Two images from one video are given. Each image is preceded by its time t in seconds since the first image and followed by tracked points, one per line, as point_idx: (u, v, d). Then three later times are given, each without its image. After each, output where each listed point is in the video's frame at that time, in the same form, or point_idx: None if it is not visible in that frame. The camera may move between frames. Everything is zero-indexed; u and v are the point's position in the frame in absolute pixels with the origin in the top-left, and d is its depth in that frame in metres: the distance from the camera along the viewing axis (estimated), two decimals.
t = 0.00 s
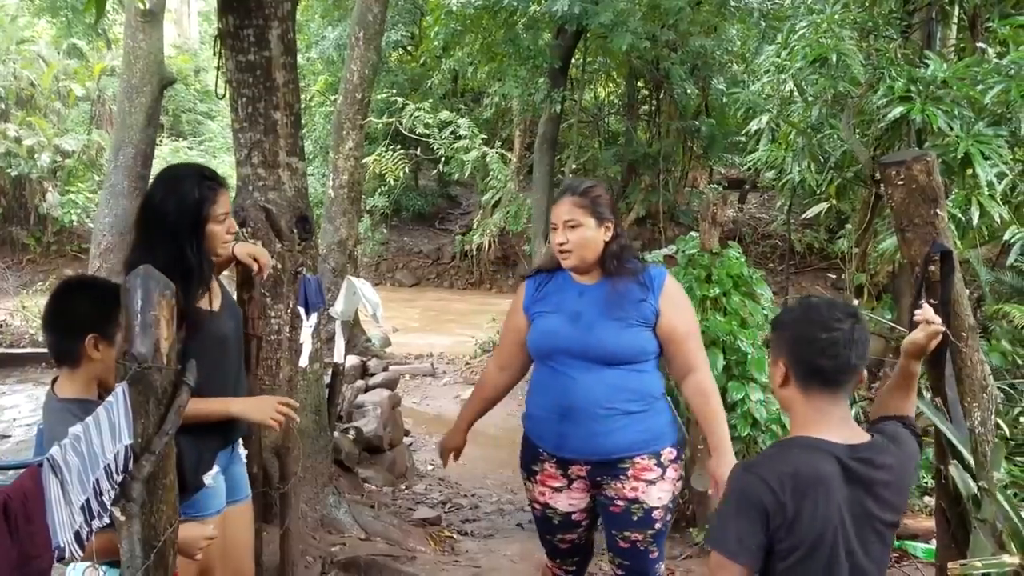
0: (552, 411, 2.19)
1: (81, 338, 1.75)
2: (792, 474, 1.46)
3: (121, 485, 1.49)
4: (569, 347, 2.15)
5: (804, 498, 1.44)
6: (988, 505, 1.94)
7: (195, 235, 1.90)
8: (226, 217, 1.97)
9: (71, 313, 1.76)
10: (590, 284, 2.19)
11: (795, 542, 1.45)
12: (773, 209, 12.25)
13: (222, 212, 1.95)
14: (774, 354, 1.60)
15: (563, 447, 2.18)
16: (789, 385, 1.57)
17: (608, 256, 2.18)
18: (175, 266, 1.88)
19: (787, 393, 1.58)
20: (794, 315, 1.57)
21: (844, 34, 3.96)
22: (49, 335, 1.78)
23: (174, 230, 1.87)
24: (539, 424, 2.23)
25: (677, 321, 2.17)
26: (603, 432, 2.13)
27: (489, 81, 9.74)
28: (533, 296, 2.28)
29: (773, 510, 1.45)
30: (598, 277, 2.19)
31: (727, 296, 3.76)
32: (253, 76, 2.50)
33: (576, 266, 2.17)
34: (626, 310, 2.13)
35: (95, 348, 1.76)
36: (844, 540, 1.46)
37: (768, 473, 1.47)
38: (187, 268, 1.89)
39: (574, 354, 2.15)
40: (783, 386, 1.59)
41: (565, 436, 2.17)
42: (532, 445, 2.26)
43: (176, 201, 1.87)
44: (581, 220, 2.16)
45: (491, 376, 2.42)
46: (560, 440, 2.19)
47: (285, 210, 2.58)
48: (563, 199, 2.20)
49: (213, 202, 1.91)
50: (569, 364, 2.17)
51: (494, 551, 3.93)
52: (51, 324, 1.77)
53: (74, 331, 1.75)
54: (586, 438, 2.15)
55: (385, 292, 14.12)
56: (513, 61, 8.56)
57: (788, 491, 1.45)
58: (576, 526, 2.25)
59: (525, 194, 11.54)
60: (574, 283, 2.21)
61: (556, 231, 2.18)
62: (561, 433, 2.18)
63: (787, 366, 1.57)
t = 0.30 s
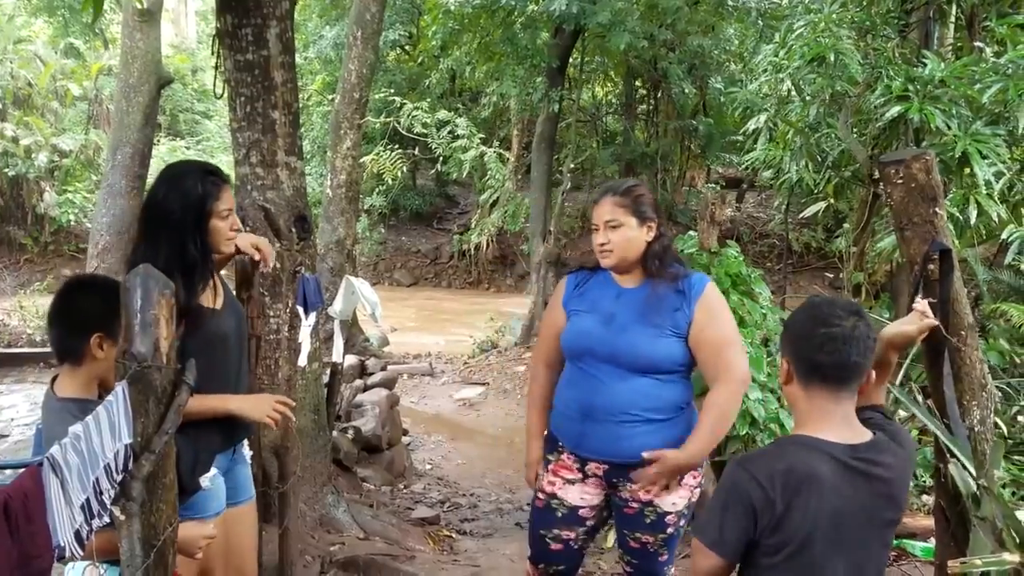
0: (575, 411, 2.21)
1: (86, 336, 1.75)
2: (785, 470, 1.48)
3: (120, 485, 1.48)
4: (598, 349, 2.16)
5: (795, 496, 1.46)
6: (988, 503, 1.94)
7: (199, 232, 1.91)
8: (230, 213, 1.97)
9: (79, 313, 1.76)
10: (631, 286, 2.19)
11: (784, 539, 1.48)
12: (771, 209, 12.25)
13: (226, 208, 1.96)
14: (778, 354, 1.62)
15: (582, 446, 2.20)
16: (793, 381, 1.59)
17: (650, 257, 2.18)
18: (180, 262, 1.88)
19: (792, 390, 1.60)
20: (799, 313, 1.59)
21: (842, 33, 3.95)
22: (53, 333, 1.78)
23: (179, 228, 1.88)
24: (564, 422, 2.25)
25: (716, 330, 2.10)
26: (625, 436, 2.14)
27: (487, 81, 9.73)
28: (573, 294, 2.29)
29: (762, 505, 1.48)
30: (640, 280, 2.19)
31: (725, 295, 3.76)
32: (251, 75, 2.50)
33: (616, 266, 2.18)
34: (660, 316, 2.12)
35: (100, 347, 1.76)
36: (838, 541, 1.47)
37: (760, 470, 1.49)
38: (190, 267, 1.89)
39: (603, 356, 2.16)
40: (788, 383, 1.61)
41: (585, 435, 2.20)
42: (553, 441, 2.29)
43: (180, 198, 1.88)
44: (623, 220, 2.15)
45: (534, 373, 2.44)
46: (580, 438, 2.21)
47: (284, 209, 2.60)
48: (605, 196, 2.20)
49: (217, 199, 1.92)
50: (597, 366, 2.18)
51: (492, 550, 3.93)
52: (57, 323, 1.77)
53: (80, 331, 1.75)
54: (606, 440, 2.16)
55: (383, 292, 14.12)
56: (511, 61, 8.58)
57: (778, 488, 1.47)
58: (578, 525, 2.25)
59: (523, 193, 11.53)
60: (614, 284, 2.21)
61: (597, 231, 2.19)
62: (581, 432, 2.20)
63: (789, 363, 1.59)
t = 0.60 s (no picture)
0: (576, 408, 2.20)
1: (85, 333, 1.75)
2: (782, 470, 1.48)
3: (121, 483, 1.48)
4: (604, 347, 2.15)
5: (792, 495, 1.46)
6: (989, 501, 1.92)
7: (201, 230, 1.91)
8: (232, 212, 1.97)
9: (82, 310, 1.75)
10: (642, 286, 2.19)
11: (781, 538, 1.47)
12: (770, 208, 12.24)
13: (228, 207, 1.96)
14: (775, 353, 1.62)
15: (580, 444, 2.20)
16: (790, 380, 1.59)
17: (671, 259, 2.20)
18: (182, 260, 1.88)
19: (789, 389, 1.60)
20: (796, 312, 1.60)
21: (841, 33, 3.93)
22: (55, 330, 1.78)
23: (182, 227, 1.88)
24: (562, 418, 2.24)
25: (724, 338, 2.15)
26: (626, 436, 2.14)
27: (485, 80, 9.72)
28: (580, 288, 2.28)
29: (759, 504, 1.48)
30: (652, 280, 2.20)
31: (724, 294, 3.76)
32: (250, 74, 2.49)
33: (638, 267, 2.18)
34: (671, 318, 2.13)
35: (99, 344, 1.76)
36: (836, 544, 1.47)
37: (758, 470, 1.49)
38: (191, 267, 1.89)
39: (609, 355, 2.15)
40: (785, 382, 1.61)
41: (584, 433, 2.19)
42: (550, 438, 2.28)
43: (183, 196, 1.88)
44: (650, 221, 2.15)
45: (531, 355, 2.44)
46: (578, 436, 2.20)
47: (283, 208, 2.62)
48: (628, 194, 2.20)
49: (219, 197, 1.93)
50: (601, 364, 2.17)
51: (492, 549, 3.93)
52: (60, 320, 1.76)
53: (81, 327, 1.75)
54: (606, 440, 2.16)
55: (381, 291, 14.11)
56: (509, 60, 8.61)
57: (775, 487, 1.47)
58: (582, 527, 2.25)
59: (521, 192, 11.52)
60: (625, 282, 2.21)
61: (622, 229, 2.16)
62: (581, 429, 2.20)
63: (787, 362, 1.59)
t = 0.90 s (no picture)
0: (568, 409, 2.19)
1: (84, 335, 1.76)
2: (779, 468, 1.48)
3: (123, 484, 1.46)
4: (595, 347, 2.15)
5: (789, 493, 1.46)
6: (993, 500, 1.92)
7: (202, 231, 1.91)
8: (233, 212, 1.97)
9: (77, 313, 1.75)
10: (624, 283, 2.20)
11: (780, 536, 1.48)
12: (769, 207, 12.24)
13: (229, 207, 1.95)
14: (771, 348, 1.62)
15: (576, 445, 2.18)
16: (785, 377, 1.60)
17: (648, 259, 2.19)
18: (182, 259, 1.88)
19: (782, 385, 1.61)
20: (789, 308, 1.60)
21: (840, 32, 3.92)
22: (54, 333, 1.78)
23: (183, 227, 1.88)
24: (554, 422, 2.23)
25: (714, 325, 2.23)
26: (621, 435, 2.14)
27: (484, 79, 9.71)
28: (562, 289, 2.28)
29: (758, 502, 1.47)
30: (632, 277, 2.21)
31: (724, 293, 3.77)
32: (250, 73, 2.48)
33: (617, 267, 2.18)
34: (659, 314, 2.16)
35: (100, 345, 1.77)
36: (832, 540, 1.48)
37: (756, 466, 1.49)
38: (190, 267, 1.89)
39: (600, 354, 2.15)
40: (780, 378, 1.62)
41: (579, 435, 2.18)
42: (543, 441, 2.26)
43: (185, 196, 1.88)
44: (630, 221, 2.15)
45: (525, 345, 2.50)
46: (573, 438, 2.19)
47: (282, 207, 2.62)
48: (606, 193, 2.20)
49: (221, 198, 1.93)
50: (592, 364, 2.17)
51: (492, 548, 3.93)
52: (58, 323, 1.76)
53: (79, 329, 1.75)
54: (601, 440, 2.15)
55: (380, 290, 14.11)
56: (508, 59, 8.63)
57: (774, 484, 1.47)
58: (581, 525, 2.25)
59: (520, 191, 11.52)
60: (606, 280, 2.22)
61: (602, 229, 2.16)
62: (575, 430, 2.18)
63: (783, 358, 1.59)
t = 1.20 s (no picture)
0: (559, 411, 2.19)
1: (86, 338, 1.75)
2: (774, 470, 1.48)
3: (121, 482, 1.47)
4: (582, 347, 2.15)
5: (783, 496, 1.46)
6: (990, 498, 1.91)
7: (201, 232, 1.91)
8: (232, 214, 1.97)
9: (77, 316, 1.74)
10: (609, 283, 2.20)
11: (771, 537, 1.48)
12: (767, 207, 12.26)
13: (228, 209, 1.95)
14: (780, 345, 1.59)
15: (568, 446, 2.18)
16: (794, 375, 1.57)
17: (634, 258, 2.20)
18: (179, 260, 1.88)
19: (789, 384, 1.58)
20: (803, 306, 1.58)
21: (839, 31, 3.92)
22: (54, 336, 1.78)
23: (182, 229, 1.88)
24: (545, 424, 2.23)
25: (700, 320, 2.25)
26: (612, 434, 2.14)
27: (483, 78, 9.71)
28: (546, 292, 2.27)
29: (752, 504, 1.48)
30: (618, 276, 2.21)
31: (723, 292, 3.77)
32: (248, 72, 2.48)
33: (602, 266, 2.19)
34: (644, 312, 2.16)
35: (101, 349, 1.76)
36: (825, 540, 1.48)
37: (750, 467, 1.49)
38: (188, 268, 1.89)
39: (588, 354, 2.15)
40: (785, 376, 1.59)
41: (570, 435, 2.17)
42: (535, 443, 2.26)
43: (184, 197, 1.88)
44: (615, 222, 2.17)
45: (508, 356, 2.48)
46: (564, 439, 2.19)
47: (281, 207, 2.62)
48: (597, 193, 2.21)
49: (220, 199, 1.93)
50: (579, 364, 2.17)
51: (491, 547, 3.93)
52: (57, 326, 1.76)
53: (77, 333, 1.75)
54: (592, 439, 2.15)
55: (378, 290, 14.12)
56: (507, 59, 8.64)
57: (768, 487, 1.47)
58: (579, 524, 2.25)
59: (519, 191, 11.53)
60: (591, 280, 2.22)
61: (588, 229, 2.18)
62: (567, 431, 2.18)
63: (794, 357, 1.57)
